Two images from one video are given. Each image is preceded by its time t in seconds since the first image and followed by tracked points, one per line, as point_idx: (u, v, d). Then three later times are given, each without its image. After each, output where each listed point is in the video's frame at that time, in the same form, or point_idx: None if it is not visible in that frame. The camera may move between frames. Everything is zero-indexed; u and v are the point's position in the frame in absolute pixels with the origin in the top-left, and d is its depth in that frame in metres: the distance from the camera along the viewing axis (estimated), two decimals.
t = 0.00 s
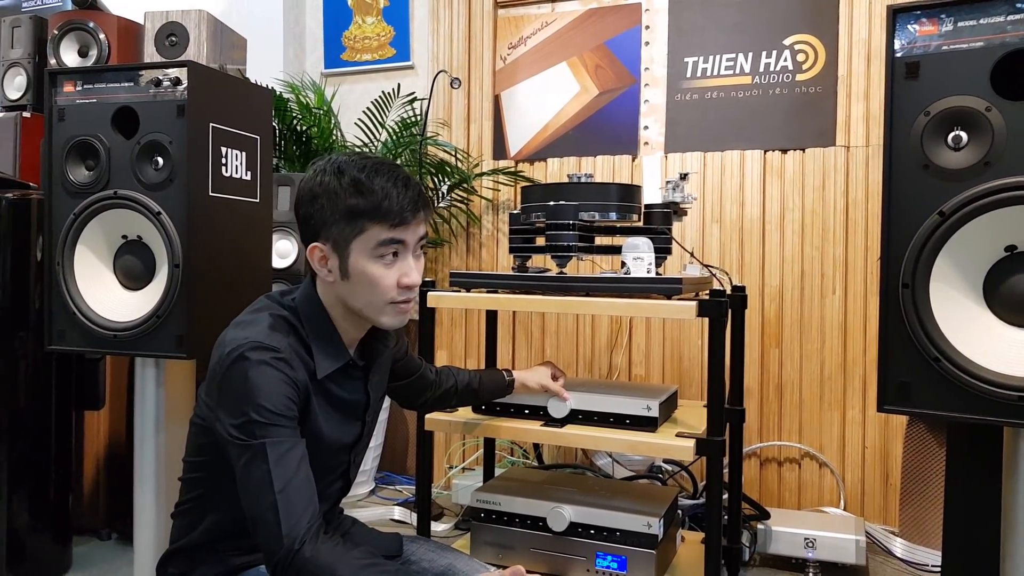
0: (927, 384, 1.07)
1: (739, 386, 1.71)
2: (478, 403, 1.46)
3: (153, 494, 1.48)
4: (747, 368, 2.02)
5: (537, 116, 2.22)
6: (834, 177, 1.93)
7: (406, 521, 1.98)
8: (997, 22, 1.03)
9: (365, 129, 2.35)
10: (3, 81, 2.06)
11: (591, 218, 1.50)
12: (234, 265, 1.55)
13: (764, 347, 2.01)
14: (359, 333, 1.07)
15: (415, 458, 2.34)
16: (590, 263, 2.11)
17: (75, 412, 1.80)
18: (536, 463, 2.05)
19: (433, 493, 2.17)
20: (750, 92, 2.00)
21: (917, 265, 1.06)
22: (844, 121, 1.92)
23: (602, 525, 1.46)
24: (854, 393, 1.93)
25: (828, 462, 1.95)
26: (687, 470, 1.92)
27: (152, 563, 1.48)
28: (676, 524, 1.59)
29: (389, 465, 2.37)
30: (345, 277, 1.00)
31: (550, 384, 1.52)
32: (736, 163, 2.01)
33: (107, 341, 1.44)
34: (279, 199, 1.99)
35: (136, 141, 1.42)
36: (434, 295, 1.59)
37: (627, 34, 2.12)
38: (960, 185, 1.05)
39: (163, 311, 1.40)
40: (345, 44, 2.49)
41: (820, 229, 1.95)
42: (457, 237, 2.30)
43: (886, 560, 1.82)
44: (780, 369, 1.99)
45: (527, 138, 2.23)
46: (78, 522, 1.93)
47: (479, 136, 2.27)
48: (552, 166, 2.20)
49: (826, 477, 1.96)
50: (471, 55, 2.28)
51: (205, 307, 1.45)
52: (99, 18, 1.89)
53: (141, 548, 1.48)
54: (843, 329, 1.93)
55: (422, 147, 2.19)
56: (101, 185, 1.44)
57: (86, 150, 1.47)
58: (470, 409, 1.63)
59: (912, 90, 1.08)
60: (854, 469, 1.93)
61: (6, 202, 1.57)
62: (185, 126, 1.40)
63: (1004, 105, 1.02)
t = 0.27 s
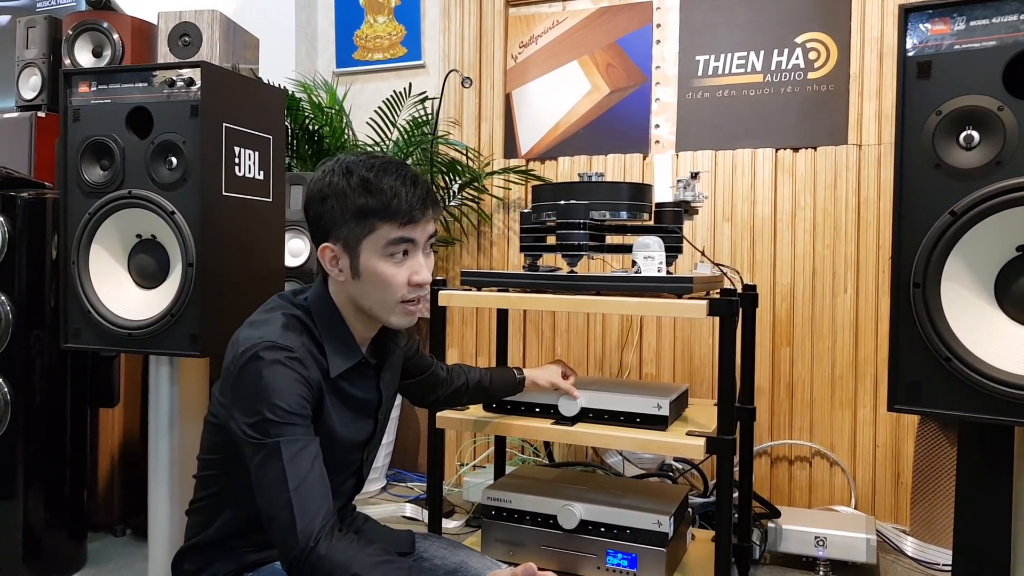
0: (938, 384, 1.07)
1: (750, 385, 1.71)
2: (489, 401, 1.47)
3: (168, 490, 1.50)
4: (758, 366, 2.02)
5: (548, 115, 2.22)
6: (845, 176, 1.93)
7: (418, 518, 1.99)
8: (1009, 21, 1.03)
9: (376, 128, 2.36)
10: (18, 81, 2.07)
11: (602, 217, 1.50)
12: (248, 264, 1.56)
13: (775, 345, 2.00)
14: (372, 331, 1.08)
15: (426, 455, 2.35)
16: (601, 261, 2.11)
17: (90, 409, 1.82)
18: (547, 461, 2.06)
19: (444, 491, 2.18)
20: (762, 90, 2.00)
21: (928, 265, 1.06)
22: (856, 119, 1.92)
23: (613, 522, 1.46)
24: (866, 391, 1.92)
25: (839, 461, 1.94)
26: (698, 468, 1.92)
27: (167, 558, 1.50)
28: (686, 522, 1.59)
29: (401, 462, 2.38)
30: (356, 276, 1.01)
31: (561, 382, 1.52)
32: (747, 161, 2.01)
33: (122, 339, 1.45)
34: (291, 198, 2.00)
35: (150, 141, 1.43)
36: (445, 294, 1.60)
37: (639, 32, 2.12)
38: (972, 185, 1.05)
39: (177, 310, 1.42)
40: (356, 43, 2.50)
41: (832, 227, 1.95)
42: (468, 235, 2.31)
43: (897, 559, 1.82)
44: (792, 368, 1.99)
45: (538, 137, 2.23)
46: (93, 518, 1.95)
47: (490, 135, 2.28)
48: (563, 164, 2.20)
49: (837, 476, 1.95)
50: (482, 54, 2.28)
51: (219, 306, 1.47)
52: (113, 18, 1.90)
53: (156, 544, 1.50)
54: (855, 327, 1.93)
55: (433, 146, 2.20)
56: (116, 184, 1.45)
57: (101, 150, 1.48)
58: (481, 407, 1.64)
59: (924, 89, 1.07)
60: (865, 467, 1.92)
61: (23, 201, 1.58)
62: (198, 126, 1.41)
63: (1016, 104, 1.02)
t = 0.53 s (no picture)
0: (942, 382, 1.08)
1: (756, 382, 1.71)
2: (495, 398, 1.48)
3: (178, 486, 1.51)
4: (765, 363, 2.02)
5: (555, 112, 2.23)
6: (852, 173, 1.93)
7: (425, 514, 2.01)
8: (1015, 20, 1.03)
9: (384, 127, 2.37)
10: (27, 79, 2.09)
11: (609, 215, 1.51)
12: (256, 261, 1.57)
13: (781, 343, 2.01)
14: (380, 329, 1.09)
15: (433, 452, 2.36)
16: (608, 259, 2.12)
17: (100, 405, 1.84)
18: (554, 457, 2.07)
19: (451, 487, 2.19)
20: (769, 88, 2.00)
21: (932, 263, 1.07)
22: (863, 117, 1.92)
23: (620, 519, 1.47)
24: (872, 389, 1.93)
25: (845, 458, 1.95)
26: (704, 465, 1.93)
27: (177, 553, 1.52)
28: (692, 518, 1.60)
29: (408, 458, 2.40)
30: (362, 274, 1.02)
31: (567, 379, 1.53)
32: (753, 159, 2.01)
33: (131, 336, 1.47)
34: (299, 195, 2.02)
35: (159, 139, 1.45)
36: (452, 292, 1.61)
37: (646, 29, 2.12)
38: (976, 183, 1.05)
39: (186, 307, 1.43)
40: (364, 41, 2.51)
41: (838, 225, 1.95)
42: (475, 233, 2.32)
43: (903, 555, 1.82)
44: (798, 366, 1.99)
45: (545, 134, 2.24)
46: (103, 514, 1.97)
47: (498, 132, 2.29)
48: (570, 162, 2.21)
49: (843, 473, 1.96)
50: (489, 52, 2.29)
51: (227, 303, 1.48)
52: (121, 17, 1.92)
53: (166, 539, 1.52)
54: (861, 324, 1.93)
55: (441, 144, 2.22)
56: (125, 183, 1.47)
57: (110, 149, 1.50)
58: (487, 404, 1.65)
59: (929, 88, 1.08)
60: (871, 464, 1.93)
61: (32, 199, 1.60)
62: (207, 125, 1.42)
63: (1020, 103, 1.02)
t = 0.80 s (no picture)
0: (944, 380, 1.08)
1: (760, 380, 1.71)
2: (498, 395, 1.49)
3: (183, 483, 1.52)
4: (768, 360, 2.02)
5: (559, 109, 2.23)
6: (855, 170, 1.93)
7: (429, 511, 2.02)
8: (1018, 18, 1.03)
9: (388, 124, 2.38)
10: (32, 77, 2.09)
11: (612, 212, 1.51)
12: (260, 258, 1.58)
13: (785, 340, 2.01)
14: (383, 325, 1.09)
15: (438, 449, 2.37)
16: (611, 257, 2.13)
17: (105, 402, 1.85)
18: (557, 454, 2.07)
19: (455, 484, 2.20)
20: (773, 85, 2.00)
21: (934, 261, 1.07)
22: (867, 114, 1.92)
23: (623, 516, 1.48)
24: (875, 386, 1.93)
25: (848, 455, 1.95)
26: (707, 462, 1.93)
27: (182, 549, 1.53)
28: (694, 515, 1.59)
29: (412, 455, 2.41)
30: (364, 271, 1.03)
31: (571, 377, 1.53)
32: (757, 156, 2.01)
33: (136, 332, 1.48)
34: (303, 193, 2.02)
35: (163, 137, 1.45)
36: (456, 289, 1.62)
37: (650, 26, 2.12)
38: (980, 181, 1.05)
39: (190, 304, 1.44)
40: (368, 38, 2.52)
41: (842, 221, 1.95)
42: (479, 230, 2.32)
43: (906, 552, 1.82)
44: (801, 362, 1.99)
45: (550, 131, 2.24)
46: (109, 509, 1.98)
47: (502, 129, 2.29)
48: (574, 159, 2.21)
49: (846, 470, 1.96)
50: (493, 49, 2.29)
51: (231, 301, 1.49)
52: (126, 14, 1.92)
53: (171, 535, 1.52)
54: (865, 321, 1.93)
55: (445, 141, 2.23)
56: (129, 180, 1.48)
57: (114, 146, 1.50)
58: (491, 401, 1.65)
59: (932, 85, 1.08)
60: (875, 461, 1.93)
61: (37, 196, 1.61)
62: (211, 123, 1.43)
63: (1023, 101, 1.02)
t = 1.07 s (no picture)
0: (945, 377, 1.08)
1: (761, 376, 1.71)
2: (499, 391, 1.49)
3: (184, 479, 1.53)
4: (770, 357, 2.02)
5: (561, 106, 2.23)
6: (857, 167, 1.93)
7: (431, 507, 2.02)
8: (1020, 14, 1.02)
9: (390, 121, 2.38)
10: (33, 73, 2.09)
11: (613, 209, 1.51)
12: (261, 256, 1.58)
13: (786, 337, 2.00)
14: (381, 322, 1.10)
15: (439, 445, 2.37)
16: (613, 253, 2.13)
17: (106, 398, 1.85)
18: (559, 451, 2.08)
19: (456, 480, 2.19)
20: (775, 81, 1.99)
21: (934, 259, 1.07)
22: (869, 110, 1.91)
23: (624, 512, 1.48)
24: (877, 382, 1.93)
25: (849, 451, 1.95)
26: (708, 458, 1.93)
27: (183, 546, 1.53)
28: (695, 513, 1.59)
29: (414, 451, 2.41)
30: (362, 268, 1.03)
31: (573, 374, 1.53)
32: (759, 153, 2.01)
33: (137, 329, 1.48)
34: (305, 189, 2.02)
35: (164, 133, 1.46)
36: (457, 285, 1.62)
37: (652, 22, 2.12)
38: (981, 178, 1.05)
39: (191, 301, 1.44)
40: (370, 34, 2.51)
41: (843, 218, 1.95)
42: (481, 227, 2.32)
43: (907, 549, 1.82)
44: (803, 359, 1.99)
45: (551, 127, 2.24)
46: (111, 506, 1.99)
47: (503, 126, 2.29)
48: (576, 156, 2.21)
49: (848, 467, 1.96)
50: (495, 46, 2.29)
51: (232, 298, 1.49)
52: (127, 11, 1.92)
53: (172, 531, 1.53)
54: (866, 318, 1.93)
55: (447, 138, 2.23)
56: (130, 177, 1.48)
57: (115, 143, 1.50)
58: (492, 397, 1.65)
59: (934, 82, 1.07)
60: (876, 457, 1.93)
61: (37, 193, 1.62)
62: (211, 120, 1.43)
63: None
